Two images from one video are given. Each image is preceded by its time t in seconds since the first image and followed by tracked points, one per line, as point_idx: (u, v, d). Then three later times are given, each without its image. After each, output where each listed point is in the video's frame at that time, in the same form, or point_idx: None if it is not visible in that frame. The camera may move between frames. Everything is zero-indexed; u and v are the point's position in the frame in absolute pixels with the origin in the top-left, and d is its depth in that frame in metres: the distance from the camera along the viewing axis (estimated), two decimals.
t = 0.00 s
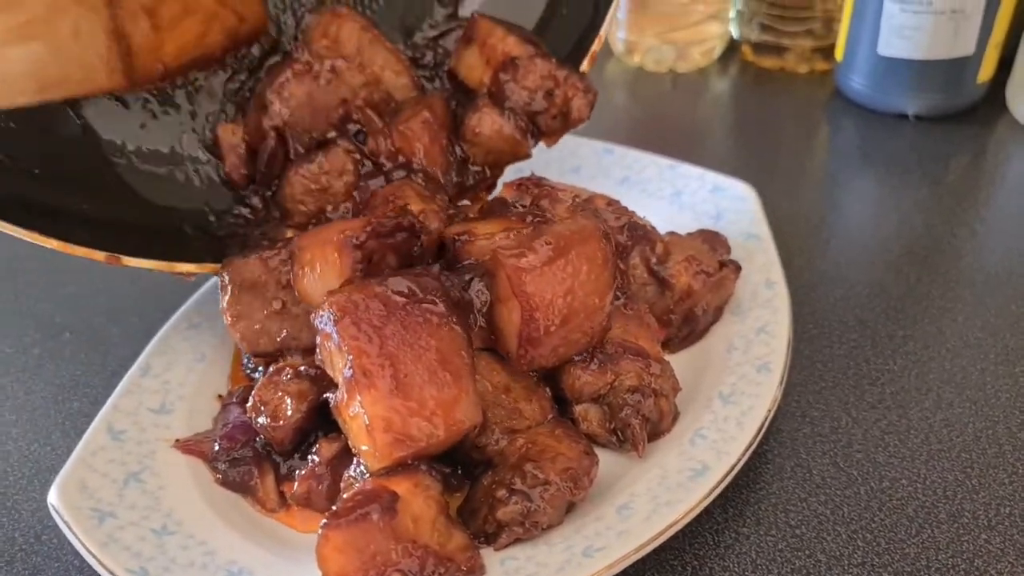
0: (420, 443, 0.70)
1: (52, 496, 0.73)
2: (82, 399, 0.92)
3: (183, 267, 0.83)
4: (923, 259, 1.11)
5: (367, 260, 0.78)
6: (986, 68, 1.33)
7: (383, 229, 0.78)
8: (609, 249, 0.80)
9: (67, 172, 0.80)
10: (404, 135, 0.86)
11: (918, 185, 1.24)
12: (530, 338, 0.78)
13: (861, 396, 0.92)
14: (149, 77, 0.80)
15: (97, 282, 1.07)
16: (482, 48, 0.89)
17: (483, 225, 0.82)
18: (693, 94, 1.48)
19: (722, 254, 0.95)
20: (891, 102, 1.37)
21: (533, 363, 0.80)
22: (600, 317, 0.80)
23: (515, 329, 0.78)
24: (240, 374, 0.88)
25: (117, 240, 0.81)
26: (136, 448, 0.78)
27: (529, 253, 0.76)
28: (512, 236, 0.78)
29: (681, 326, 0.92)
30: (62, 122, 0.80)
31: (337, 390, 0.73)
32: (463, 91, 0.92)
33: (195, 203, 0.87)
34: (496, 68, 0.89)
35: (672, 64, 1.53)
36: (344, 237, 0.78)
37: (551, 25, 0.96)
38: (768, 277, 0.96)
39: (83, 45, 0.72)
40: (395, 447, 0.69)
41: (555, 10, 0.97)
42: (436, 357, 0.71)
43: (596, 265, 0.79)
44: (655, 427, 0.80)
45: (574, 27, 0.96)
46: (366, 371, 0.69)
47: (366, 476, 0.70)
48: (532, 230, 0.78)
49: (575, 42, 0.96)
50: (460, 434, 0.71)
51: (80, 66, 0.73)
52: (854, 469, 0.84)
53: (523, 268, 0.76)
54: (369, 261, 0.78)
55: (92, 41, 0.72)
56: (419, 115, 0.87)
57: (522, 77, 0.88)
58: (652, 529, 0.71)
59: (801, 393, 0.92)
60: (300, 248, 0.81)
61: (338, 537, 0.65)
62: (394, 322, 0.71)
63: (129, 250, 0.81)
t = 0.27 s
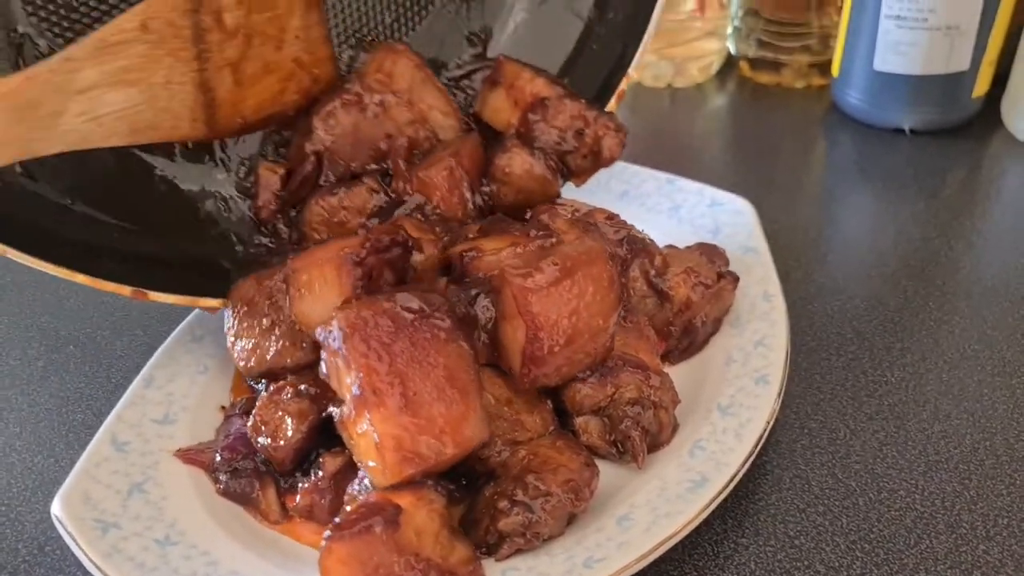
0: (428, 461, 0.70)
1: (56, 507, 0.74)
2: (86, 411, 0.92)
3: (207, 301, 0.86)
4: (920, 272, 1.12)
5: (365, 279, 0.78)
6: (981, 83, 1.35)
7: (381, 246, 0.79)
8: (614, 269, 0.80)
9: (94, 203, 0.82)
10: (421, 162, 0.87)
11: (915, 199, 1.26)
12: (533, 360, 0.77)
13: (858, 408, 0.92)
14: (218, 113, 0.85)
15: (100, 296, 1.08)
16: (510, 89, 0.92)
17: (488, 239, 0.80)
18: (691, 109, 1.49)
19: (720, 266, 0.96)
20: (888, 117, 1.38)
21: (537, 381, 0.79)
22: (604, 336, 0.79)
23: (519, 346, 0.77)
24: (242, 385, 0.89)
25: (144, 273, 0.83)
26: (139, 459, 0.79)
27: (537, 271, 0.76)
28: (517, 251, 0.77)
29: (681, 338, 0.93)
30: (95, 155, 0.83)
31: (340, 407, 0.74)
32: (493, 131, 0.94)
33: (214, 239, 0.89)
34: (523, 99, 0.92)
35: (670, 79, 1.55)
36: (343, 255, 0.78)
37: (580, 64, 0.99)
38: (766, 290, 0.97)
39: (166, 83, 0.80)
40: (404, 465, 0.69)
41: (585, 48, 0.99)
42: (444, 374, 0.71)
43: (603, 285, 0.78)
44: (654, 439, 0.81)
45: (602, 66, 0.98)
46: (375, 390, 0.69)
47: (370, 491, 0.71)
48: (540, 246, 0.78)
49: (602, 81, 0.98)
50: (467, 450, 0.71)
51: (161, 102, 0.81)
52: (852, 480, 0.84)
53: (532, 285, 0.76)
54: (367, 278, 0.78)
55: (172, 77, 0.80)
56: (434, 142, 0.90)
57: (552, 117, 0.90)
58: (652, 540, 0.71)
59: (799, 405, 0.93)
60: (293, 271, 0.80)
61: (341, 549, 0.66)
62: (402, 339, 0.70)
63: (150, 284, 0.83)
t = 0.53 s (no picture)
0: (431, 480, 0.69)
1: (51, 521, 0.73)
2: (83, 424, 0.92)
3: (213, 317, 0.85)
4: (920, 284, 1.11)
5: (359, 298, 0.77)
6: (981, 95, 1.35)
7: (373, 263, 0.78)
8: (619, 301, 0.77)
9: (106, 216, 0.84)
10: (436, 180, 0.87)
11: (916, 210, 1.25)
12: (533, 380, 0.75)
13: (859, 421, 0.92)
14: (266, 125, 0.84)
15: (98, 308, 1.08)
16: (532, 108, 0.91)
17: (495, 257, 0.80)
18: (691, 120, 1.49)
19: (718, 277, 0.96)
20: (888, 128, 1.38)
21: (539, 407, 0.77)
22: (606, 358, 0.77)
23: (514, 374, 0.75)
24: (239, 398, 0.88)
25: (158, 287, 0.83)
26: (136, 472, 0.79)
27: (535, 302, 0.73)
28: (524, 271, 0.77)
29: (681, 350, 0.93)
30: (108, 170, 0.85)
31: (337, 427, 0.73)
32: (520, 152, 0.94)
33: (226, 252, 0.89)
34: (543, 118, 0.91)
35: (670, 90, 1.54)
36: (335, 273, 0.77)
37: (598, 83, 0.99)
38: (766, 303, 0.97)
39: (219, 95, 0.79)
40: (406, 485, 0.69)
41: (602, 67, 0.99)
42: (446, 393, 0.70)
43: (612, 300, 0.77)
44: (653, 454, 0.81)
45: (620, 84, 0.98)
46: (377, 409, 0.68)
47: (368, 508, 0.70)
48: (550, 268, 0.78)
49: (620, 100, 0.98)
50: (469, 470, 0.71)
51: (212, 115, 0.79)
52: (852, 494, 0.84)
53: (533, 313, 0.73)
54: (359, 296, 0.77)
55: (226, 90, 0.79)
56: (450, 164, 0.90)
57: (578, 134, 0.90)
58: (651, 556, 0.71)
59: (799, 419, 0.92)
60: (281, 295, 0.78)
61: (337, 567, 0.66)
62: (404, 357, 0.70)
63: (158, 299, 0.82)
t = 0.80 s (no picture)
0: (430, 493, 0.69)
1: (51, 536, 0.73)
2: (83, 437, 0.92)
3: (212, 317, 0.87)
4: (921, 296, 1.11)
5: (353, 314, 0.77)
6: (980, 108, 1.35)
7: (365, 280, 0.78)
8: (615, 321, 0.76)
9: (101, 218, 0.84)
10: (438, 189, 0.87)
11: (916, 222, 1.25)
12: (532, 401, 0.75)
13: (860, 434, 0.92)
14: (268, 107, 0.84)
15: (99, 321, 1.08)
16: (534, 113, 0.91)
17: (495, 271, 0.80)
18: (692, 132, 1.50)
19: (718, 289, 0.96)
20: (887, 140, 1.38)
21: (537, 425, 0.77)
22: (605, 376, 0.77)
23: (508, 391, 0.75)
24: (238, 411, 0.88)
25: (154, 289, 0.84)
26: (135, 486, 0.78)
27: (530, 319, 0.73)
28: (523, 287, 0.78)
29: (681, 362, 0.92)
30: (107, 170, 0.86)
31: (334, 441, 0.73)
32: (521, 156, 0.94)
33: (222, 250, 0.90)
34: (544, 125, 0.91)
35: (671, 102, 1.55)
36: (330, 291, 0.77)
37: (597, 89, 1.00)
38: (766, 315, 0.97)
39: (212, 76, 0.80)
40: (404, 496, 0.68)
41: (600, 73, 1.00)
42: (444, 405, 0.70)
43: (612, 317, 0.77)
44: (653, 466, 0.80)
45: (618, 91, 0.99)
46: (375, 421, 0.68)
47: (367, 522, 0.70)
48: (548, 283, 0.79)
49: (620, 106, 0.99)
50: (468, 482, 0.70)
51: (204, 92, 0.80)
52: (854, 508, 0.84)
53: (528, 329, 0.73)
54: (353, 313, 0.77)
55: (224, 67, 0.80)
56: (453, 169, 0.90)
57: (581, 141, 0.90)
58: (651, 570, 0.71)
59: (800, 432, 0.92)
60: (278, 313, 0.78)
61: None
62: (402, 369, 0.70)
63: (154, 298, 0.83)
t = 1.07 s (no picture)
0: (424, 497, 0.68)
1: (43, 542, 0.73)
2: (78, 443, 0.91)
3: (194, 302, 0.83)
4: (920, 301, 1.11)
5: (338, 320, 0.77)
6: (980, 114, 1.35)
7: (349, 287, 0.78)
8: (611, 319, 0.76)
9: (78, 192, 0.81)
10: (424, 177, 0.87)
11: (915, 227, 1.25)
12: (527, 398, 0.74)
13: (859, 440, 0.91)
14: (207, 153, 0.83)
15: (95, 327, 1.07)
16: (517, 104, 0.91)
17: (490, 275, 0.81)
18: (690, 137, 1.49)
19: (715, 292, 0.96)
20: (886, 145, 1.38)
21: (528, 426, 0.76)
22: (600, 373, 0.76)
23: (503, 390, 0.74)
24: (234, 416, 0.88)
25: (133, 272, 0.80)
26: (129, 493, 0.78)
27: (525, 313, 0.73)
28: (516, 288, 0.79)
29: (678, 366, 0.92)
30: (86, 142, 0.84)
31: (330, 444, 0.73)
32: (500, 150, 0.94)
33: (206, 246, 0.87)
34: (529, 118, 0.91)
35: (669, 108, 1.54)
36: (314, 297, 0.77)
37: (583, 80, 0.99)
38: (765, 320, 0.97)
39: (155, 118, 0.78)
40: (398, 501, 0.68)
41: (587, 64, 0.99)
42: (436, 409, 0.70)
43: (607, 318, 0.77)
44: (651, 471, 0.80)
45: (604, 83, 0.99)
46: (367, 424, 0.68)
47: (363, 527, 0.69)
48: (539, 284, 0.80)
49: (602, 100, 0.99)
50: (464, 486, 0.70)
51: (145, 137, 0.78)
52: (854, 514, 0.83)
53: (523, 326, 0.73)
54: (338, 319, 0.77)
55: (161, 113, 0.78)
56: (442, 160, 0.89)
57: (562, 131, 0.90)
58: None
59: (799, 438, 0.92)
60: (267, 327, 0.79)
61: None
62: (393, 373, 0.70)
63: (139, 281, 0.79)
